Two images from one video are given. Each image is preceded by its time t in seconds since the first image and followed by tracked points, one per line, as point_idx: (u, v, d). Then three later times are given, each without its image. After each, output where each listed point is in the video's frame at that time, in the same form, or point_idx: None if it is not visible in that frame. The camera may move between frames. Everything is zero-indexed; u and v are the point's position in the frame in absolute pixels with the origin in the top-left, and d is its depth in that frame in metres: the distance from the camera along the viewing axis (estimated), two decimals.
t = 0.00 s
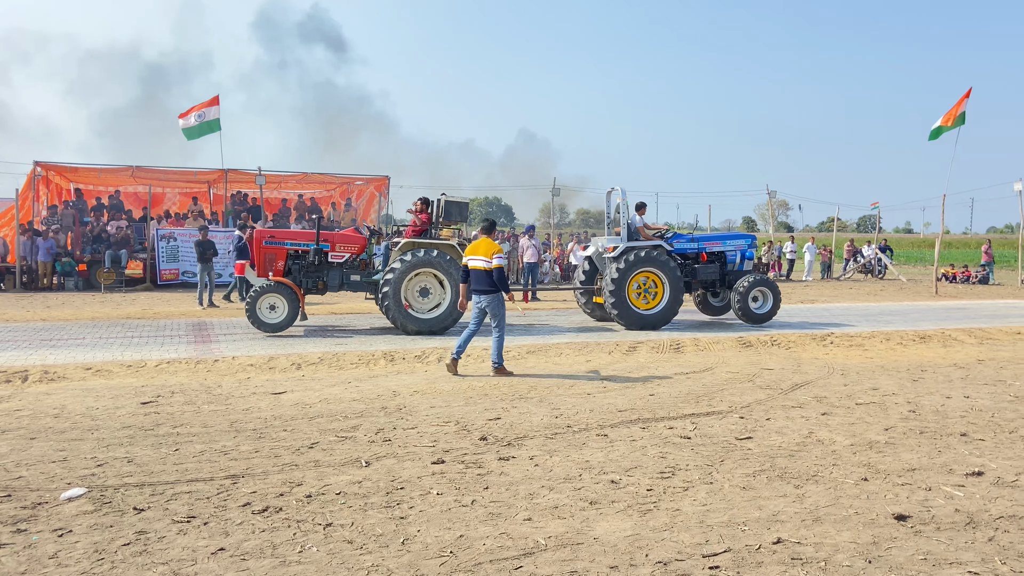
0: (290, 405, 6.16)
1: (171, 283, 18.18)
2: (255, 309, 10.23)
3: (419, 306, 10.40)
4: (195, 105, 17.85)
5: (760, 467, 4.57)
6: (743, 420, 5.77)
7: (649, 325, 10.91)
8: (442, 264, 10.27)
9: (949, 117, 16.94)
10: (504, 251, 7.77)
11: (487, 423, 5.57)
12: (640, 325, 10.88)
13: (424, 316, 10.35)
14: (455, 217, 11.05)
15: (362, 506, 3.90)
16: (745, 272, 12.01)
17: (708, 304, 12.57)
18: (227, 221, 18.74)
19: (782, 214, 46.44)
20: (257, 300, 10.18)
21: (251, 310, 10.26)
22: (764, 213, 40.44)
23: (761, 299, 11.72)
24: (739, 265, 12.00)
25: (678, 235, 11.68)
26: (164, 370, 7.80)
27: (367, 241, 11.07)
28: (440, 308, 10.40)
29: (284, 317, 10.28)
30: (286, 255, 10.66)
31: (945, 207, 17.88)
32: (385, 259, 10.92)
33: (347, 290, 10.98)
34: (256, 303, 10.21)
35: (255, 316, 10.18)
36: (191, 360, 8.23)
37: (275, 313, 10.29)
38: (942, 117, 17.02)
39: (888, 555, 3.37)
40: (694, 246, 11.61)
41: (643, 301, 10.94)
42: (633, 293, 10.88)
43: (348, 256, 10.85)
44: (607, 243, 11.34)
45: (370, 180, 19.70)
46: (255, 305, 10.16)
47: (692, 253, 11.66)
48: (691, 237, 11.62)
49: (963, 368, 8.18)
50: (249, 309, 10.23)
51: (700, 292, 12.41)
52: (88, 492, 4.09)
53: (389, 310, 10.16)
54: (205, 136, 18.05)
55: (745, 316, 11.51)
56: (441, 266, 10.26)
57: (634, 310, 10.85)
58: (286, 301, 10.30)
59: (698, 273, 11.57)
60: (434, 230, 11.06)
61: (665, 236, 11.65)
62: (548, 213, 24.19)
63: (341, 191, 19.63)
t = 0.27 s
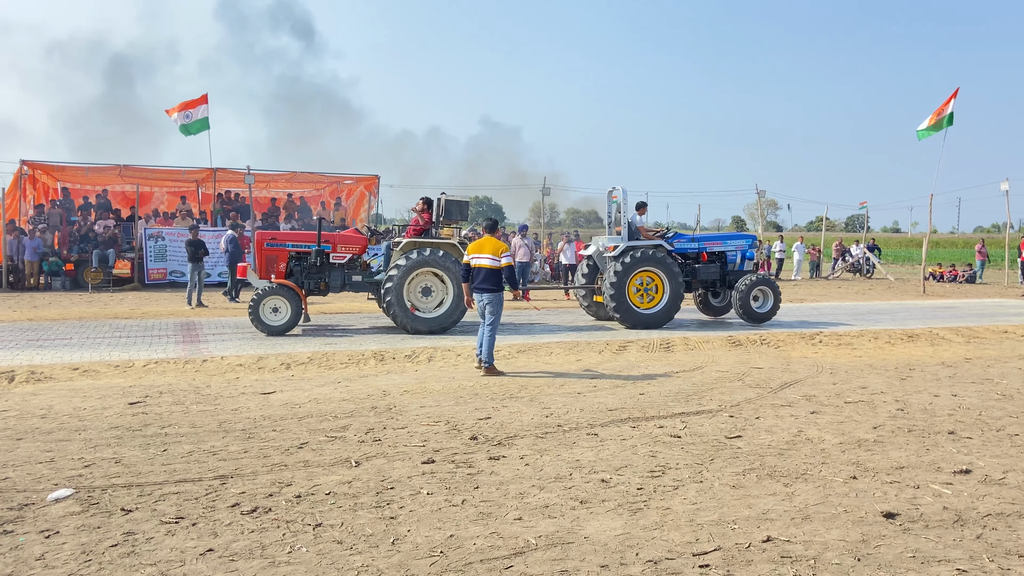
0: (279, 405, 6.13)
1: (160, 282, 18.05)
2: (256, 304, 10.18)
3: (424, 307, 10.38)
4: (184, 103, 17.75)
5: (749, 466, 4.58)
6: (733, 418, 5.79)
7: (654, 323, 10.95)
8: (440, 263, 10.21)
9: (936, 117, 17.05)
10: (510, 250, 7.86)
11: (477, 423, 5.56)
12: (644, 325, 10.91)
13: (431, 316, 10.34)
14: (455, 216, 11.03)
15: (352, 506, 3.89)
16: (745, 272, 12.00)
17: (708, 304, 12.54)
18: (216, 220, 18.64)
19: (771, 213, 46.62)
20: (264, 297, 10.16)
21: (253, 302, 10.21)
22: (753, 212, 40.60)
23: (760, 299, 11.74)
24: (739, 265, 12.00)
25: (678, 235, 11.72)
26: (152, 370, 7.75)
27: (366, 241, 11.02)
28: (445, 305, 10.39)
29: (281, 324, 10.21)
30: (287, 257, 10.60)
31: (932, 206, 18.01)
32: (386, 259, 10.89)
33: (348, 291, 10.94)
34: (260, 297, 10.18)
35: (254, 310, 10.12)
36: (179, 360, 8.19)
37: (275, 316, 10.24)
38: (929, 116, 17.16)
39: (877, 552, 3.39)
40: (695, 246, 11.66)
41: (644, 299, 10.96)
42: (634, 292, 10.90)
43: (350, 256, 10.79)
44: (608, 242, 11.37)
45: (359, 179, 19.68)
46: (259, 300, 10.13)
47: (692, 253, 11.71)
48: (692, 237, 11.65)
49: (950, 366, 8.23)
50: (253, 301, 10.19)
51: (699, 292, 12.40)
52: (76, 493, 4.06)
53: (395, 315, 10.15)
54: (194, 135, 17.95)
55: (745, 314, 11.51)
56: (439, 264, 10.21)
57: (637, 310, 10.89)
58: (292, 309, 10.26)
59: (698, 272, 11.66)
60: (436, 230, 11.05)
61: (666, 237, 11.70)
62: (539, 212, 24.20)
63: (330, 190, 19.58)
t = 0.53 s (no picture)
0: (269, 406, 6.11)
1: (148, 282, 17.93)
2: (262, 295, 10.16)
3: (430, 308, 10.38)
4: (171, 105, 17.64)
5: (739, 465, 4.60)
6: (723, 417, 5.80)
7: (659, 320, 11.00)
8: (436, 262, 10.18)
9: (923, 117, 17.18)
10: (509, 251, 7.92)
11: (468, 422, 5.56)
12: (649, 322, 10.95)
13: (439, 315, 10.37)
14: (456, 216, 11.09)
15: (342, 506, 3.88)
16: (745, 271, 12.04)
17: (708, 303, 12.54)
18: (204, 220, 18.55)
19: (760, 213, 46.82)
20: (275, 292, 10.15)
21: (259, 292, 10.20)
22: (742, 212, 40.75)
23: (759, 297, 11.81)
24: (738, 264, 12.04)
25: (678, 235, 11.75)
26: (140, 370, 7.71)
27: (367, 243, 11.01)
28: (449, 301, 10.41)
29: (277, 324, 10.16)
30: (288, 259, 10.59)
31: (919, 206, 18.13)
32: (386, 260, 10.82)
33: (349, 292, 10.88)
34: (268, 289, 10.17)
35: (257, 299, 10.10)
36: (168, 360, 8.15)
37: (276, 316, 10.20)
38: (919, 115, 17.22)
39: (866, 550, 3.41)
40: (694, 245, 11.69)
41: (644, 298, 10.99)
42: (633, 293, 10.93)
43: (351, 257, 10.79)
44: (608, 242, 11.30)
45: (349, 179, 19.62)
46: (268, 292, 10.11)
47: (691, 252, 11.75)
48: (691, 237, 11.71)
49: (937, 365, 8.29)
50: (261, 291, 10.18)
51: (699, 291, 12.40)
52: (64, 494, 4.03)
53: (403, 320, 10.16)
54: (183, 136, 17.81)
55: (743, 310, 11.60)
56: (434, 263, 10.17)
57: (638, 310, 10.93)
58: (295, 313, 10.25)
59: (698, 272, 11.62)
60: (437, 230, 11.09)
61: (665, 236, 11.73)
62: (529, 212, 24.21)
63: (320, 190, 19.53)
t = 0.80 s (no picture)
0: (258, 405, 6.09)
1: (135, 281, 17.81)
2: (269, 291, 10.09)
3: (437, 307, 10.38)
4: (161, 99, 17.58)
5: (729, 463, 4.61)
6: (713, 416, 5.82)
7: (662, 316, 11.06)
8: (429, 261, 10.16)
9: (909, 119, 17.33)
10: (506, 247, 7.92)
11: (458, 422, 5.55)
12: (655, 317, 10.99)
13: (447, 311, 10.38)
14: (456, 215, 10.99)
15: (332, 506, 3.87)
16: (743, 269, 12.06)
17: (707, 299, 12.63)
18: (193, 218, 18.42)
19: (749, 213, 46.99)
20: (285, 293, 10.10)
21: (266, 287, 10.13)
22: (732, 211, 40.88)
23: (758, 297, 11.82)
24: (737, 262, 12.06)
25: (676, 233, 11.73)
26: (128, 370, 7.66)
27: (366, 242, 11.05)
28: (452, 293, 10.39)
29: (275, 324, 10.06)
30: (289, 259, 10.54)
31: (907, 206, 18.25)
32: (386, 260, 10.93)
33: (348, 292, 10.91)
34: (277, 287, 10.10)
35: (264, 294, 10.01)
36: (156, 360, 8.11)
37: (277, 313, 10.13)
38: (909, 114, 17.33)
39: (855, 548, 3.43)
40: (692, 244, 11.68)
41: (644, 297, 11.04)
42: (632, 292, 10.96)
43: (351, 257, 10.81)
44: (606, 241, 11.37)
45: (339, 178, 19.50)
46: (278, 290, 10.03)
47: (689, 251, 11.75)
48: (688, 236, 11.70)
49: (925, 364, 8.34)
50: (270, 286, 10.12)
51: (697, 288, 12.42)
52: (52, 494, 4.00)
53: (413, 324, 10.19)
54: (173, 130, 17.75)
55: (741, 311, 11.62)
56: (426, 261, 10.15)
57: (637, 310, 10.97)
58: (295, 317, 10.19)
59: (695, 271, 11.67)
60: (437, 230, 10.95)
61: (664, 234, 11.71)
62: (519, 212, 24.21)
63: (309, 189, 19.55)
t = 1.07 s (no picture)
0: (247, 406, 6.06)
1: (123, 281, 17.69)
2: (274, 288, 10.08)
3: (440, 306, 10.38)
4: (148, 96, 17.48)
5: (717, 462, 4.63)
6: (702, 415, 5.84)
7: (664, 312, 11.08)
8: (423, 262, 10.11)
9: (897, 120, 17.47)
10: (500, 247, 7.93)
11: (448, 422, 5.54)
12: (658, 314, 10.99)
13: (451, 308, 10.38)
14: (456, 215, 10.92)
15: (321, 507, 3.85)
16: (739, 266, 12.10)
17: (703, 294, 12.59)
18: (182, 218, 18.32)
19: (738, 213, 47.17)
20: (289, 294, 10.10)
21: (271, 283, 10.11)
22: (721, 211, 40.99)
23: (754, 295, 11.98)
24: (733, 258, 12.12)
25: (672, 231, 11.74)
26: (115, 370, 7.60)
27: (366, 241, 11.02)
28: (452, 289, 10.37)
29: (272, 323, 10.00)
30: (288, 258, 10.50)
31: (894, 205, 18.36)
32: (386, 259, 10.93)
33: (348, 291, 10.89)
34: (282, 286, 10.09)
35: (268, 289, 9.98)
36: (144, 360, 8.06)
37: (276, 312, 10.09)
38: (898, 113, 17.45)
39: (843, 546, 3.44)
40: (688, 241, 11.71)
41: (643, 295, 11.06)
42: (630, 292, 10.98)
43: (351, 256, 10.77)
44: (603, 242, 11.39)
45: (328, 177, 19.48)
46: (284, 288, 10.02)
47: (685, 249, 11.77)
48: (684, 233, 11.73)
49: (912, 362, 8.40)
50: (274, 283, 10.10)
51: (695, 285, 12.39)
52: (38, 496, 3.96)
53: (419, 326, 10.21)
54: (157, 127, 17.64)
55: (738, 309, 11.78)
56: (420, 262, 10.10)
57: (637, 309, 10.98)
58: (293, 320, 10.16)
59: (692, 268, 11.70)
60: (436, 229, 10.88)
61: (659, 233, 11.70)
62: (509, 211, 24.21)
63: (298, 188, 19.46)
